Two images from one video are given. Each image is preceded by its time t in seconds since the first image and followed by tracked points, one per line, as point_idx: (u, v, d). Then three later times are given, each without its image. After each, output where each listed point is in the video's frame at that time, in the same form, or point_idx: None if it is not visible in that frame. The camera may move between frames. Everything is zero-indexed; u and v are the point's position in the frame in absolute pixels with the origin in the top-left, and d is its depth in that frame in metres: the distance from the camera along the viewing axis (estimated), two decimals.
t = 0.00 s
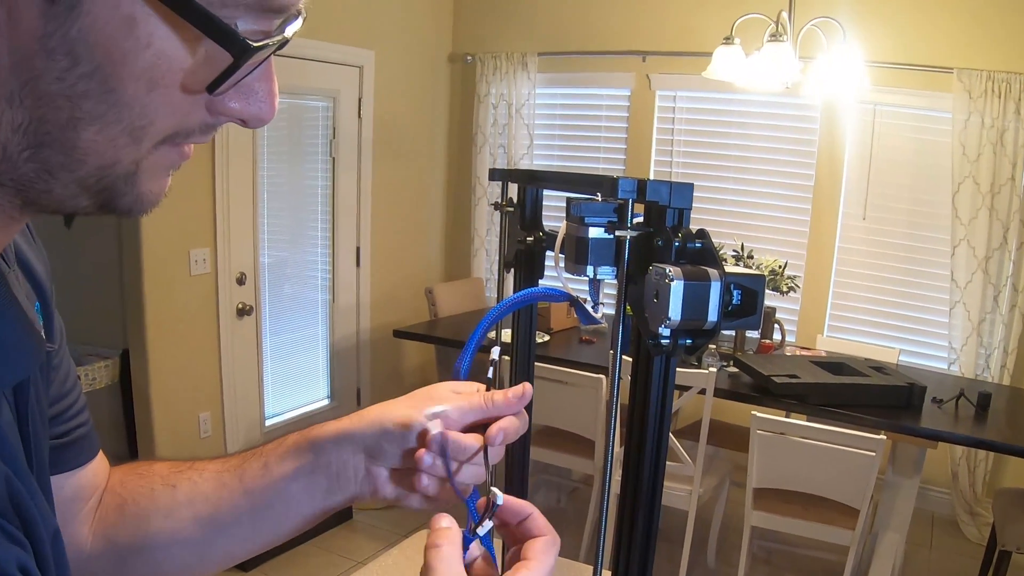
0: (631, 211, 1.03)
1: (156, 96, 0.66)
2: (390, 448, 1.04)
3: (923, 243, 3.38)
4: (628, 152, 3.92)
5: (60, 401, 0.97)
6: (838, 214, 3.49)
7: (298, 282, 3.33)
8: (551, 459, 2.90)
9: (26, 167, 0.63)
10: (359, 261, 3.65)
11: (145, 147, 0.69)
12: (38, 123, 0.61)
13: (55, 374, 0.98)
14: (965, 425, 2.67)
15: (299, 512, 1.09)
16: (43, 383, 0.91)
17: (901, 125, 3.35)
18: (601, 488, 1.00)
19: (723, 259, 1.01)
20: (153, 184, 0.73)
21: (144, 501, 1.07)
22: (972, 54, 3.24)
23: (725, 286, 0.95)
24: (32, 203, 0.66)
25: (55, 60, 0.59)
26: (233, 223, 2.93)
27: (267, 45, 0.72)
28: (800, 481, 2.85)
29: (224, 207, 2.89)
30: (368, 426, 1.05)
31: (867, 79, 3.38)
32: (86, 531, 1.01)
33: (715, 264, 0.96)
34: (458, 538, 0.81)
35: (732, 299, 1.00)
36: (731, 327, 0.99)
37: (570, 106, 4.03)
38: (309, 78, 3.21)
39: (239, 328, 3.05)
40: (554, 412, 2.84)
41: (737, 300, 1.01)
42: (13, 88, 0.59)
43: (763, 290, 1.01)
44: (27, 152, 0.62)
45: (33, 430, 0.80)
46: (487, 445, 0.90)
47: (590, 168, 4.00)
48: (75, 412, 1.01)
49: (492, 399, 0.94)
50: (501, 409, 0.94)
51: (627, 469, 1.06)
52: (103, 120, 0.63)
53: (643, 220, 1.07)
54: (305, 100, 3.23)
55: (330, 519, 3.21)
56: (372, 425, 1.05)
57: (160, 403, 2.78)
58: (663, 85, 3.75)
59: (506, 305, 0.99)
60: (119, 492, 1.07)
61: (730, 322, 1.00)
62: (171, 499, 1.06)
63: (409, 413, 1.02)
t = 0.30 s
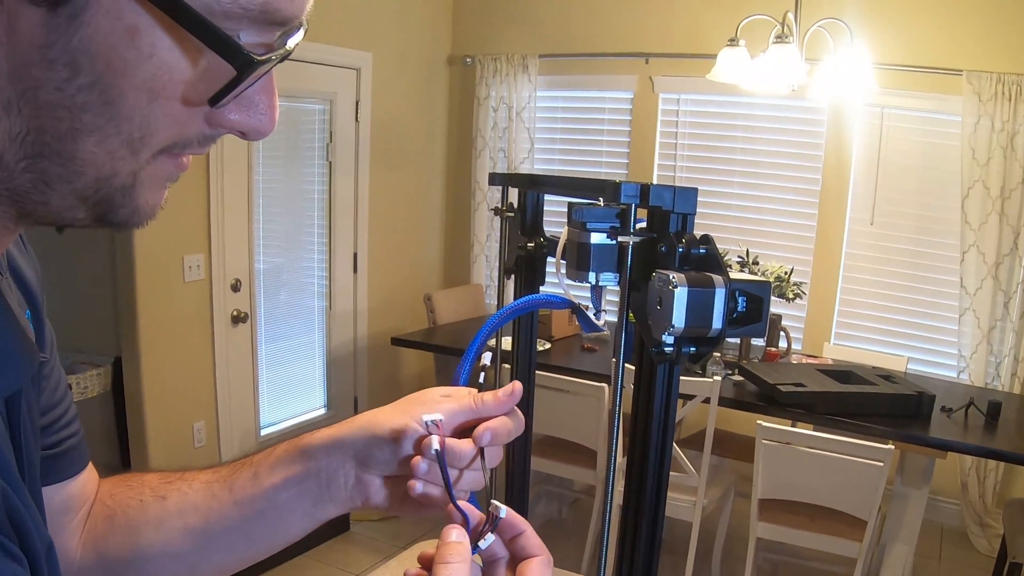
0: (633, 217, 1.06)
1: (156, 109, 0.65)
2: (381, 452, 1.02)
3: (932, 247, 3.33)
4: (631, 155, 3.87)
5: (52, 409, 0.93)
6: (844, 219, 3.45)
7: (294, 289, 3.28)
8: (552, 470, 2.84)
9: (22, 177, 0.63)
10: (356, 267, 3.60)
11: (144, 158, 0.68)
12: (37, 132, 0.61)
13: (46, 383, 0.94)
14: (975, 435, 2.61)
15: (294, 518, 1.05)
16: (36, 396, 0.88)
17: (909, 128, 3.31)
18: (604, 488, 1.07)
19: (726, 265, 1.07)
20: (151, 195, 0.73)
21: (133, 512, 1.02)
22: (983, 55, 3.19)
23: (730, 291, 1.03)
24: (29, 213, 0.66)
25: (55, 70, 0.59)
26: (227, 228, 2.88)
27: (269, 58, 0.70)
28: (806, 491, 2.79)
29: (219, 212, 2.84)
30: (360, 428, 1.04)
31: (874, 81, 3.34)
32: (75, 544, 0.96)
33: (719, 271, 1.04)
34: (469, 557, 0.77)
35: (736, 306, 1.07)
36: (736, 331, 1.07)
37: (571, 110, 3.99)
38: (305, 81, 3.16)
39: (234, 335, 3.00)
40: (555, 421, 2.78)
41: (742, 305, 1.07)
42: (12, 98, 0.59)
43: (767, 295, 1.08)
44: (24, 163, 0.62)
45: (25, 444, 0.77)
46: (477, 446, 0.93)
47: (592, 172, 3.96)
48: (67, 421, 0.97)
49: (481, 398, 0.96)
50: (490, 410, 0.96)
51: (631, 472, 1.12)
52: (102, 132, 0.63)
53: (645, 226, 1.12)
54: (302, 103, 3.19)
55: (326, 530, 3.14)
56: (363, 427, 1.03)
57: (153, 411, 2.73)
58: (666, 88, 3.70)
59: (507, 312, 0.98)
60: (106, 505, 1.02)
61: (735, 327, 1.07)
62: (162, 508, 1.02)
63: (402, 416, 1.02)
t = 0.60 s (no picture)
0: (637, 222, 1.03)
1: (158, 118, 0.67)
2: (375, 465, 1.01)
3: (942, 255, 3.28)
4: (633, 159, 3.83)
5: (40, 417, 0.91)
6: (851, 225, 3.40)
7: (290, 295, 3.24)
8: (553, 480, 2.79)
9: (19, 185, 0.64)
10: (353, 274, 3.55)
11: (144, 166, 0.70)
12: (38, 141, 0.63)
13: (36, 392, 0.92)
14: (985, 444, 2.55)
15: (288, 530, 1.03)
16: (26, 406, 0.85)
17: (918, 131, 3.26)
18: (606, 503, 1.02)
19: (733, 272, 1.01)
20: (149, 203, 0.75)
21: (126, 523, 1.00)
22: (993, 57, 3.15)
23: (736, 299, 0.97)
24: (25, 221, 0.68)
25: (62, 79, 0.61)
26: (222, 234, 2.84)
27: (275, 69, 0.75)
28: (812, 502, 2.73)
29: (213, 218, 2.80)
30: (355, 439, 1.02)
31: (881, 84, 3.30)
32: (66, 555, 0.94)
33: (724, 276, 0.98)
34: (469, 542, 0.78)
35: (741, 313, 0.99)
36: (742, 341, 1.00)
37: (573, 112, 3.94)
38: (301, 83, 3.12)
39: (228, 343, 2.95)
40: (556, 431, 2.73)
41: (748, 313, 1.00)
42: (15, 106, 0.61)
43: (773, 302, 1.01)
44: (24, 170, 0.64)
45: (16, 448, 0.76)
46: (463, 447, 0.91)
47: (594, 177, 3.91)
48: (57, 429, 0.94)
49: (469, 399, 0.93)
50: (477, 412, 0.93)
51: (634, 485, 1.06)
52: (104, 141, 0.65)
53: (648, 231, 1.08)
54: (297, 105, 3.15)
55: (323, 542, 3.08)
56: (360, 440, 1.02)
57: (147, 421, 2.68)
58: (670, 90, 3.66)
59: (507, 320, 0.95)
60: (97, 515, 1.00)
61: (741, 337, 1.00)
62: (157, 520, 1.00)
63: (394, 426, 1.00)
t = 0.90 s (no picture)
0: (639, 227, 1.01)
1: (155, 121, 0.63)
2: (355, 480, 0.92)
3: (951, 261, 3.24)
4: (636, 163, 3.78)
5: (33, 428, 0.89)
6: (858, 229, 3.36)
7: (285, 301, 3.19)
8: (554, 490, 2.73)
9: (11, 189, 0.61)
10: (350, 279, 3.50)
11: (140, 169, 0.66)
12: (29, 143, 0.59)
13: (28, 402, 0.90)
14: (995, 452, 2.50)
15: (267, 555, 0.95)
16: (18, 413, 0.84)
17: (926, 133, 3.22)
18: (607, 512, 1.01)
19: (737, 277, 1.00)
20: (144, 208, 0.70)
21: (99, 546, 0.94)
22: (1003, 58, 3.11)
23: (740, 304, 0.96)
24: (15, 226, 0.64)
25: (54, 81, 0.57)
26: (216, 238, 2.80)
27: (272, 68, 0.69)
28: (818, 512, 2.68)
29: (208, 222, 2.76)
30: (331, 455, 0.92)
31: (890, 86, 3.25)
32: None
33: (728, 280, 0.97)
34: (481, 555, 0.77)
35: (745, 319, 1.00)
36: (746, 346, 0.99)
37: (574, 115, 3.90)
38: (297, 85, 3.08)
39: (223, 350, 2.90)
40: (557, 439, 2.68)
41: (752, 319, 1.00)
42: (6, 108, 0.57)
43: (779, 308, 1.00)
44: (15, 175, 0.60)
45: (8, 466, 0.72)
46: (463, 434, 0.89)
47: (596, 179, 3.86)
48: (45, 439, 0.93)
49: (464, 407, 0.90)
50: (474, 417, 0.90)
51: (637, 496, 1.05)
52: (97, 144, 0.61)
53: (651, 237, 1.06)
54: (293, 107, 3.11)
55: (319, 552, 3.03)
56: (336, 456, 0.92)
57: (139, 429, 2.63)
58: (673, 92, 3.62)
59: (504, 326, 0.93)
60: (77, 537, 0.95)
61: (745, 342, 1.00)
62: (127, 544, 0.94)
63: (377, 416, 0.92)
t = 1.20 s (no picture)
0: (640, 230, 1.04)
1: (120, 102, 0.63)
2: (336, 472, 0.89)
3: (955, 260, 3.19)
4: (638, 167, 3.74)
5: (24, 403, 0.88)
6: (866, 233, 3.32)
7: (281, 306, 3.14)
8: (554, 498, 2.69)
9: None
10: (347, 284, 3.45)
11: (107, 151, 0.66)
12: None
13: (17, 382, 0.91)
14: (1004, 461, 2.45)
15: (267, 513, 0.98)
16: None
17: (934, 134, 3.18)
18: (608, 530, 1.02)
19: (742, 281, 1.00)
20: (113, 193, 0.70)
21: (115, 504, 1.00)
22: (1013, 58, 3.07)
23: (744, 309, 0.96)
24: None
25: (15, 65, 0.57)
26: (209, 242, 2.77)
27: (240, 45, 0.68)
28: (824, 522, 2.63)
29: (201, 226, 2.72)
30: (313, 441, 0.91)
31: (898, 88, 3.22)
32: (64, 536, 0.97)
33: (730, 285, 0.98)
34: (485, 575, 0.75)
35: (750, 324, 0.99)
36: (751, 353, 0.98)
37: (576, 117, 3.86)
38: (292, 86, 3.05)
39: (217, 356, 2.86)
40: (557, 447, 2.63)
41: (757, 325, 0.99)
42: None
43: (784, 314, 0.99)
44: None
45: None
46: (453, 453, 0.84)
47: (598, 182, 3.82)
48: (38, 415, 0.93)
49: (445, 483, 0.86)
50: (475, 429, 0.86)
51: (639, 506, 1.07)
52: (61, 129, 0.62)
53: (654, 240, 1.07)
54: (290, 109, 3.07)
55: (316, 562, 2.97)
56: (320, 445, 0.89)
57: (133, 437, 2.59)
58: (676, 93, 3.58)
59: (506, 330, 0.97)
60: (92, 492, 1.00)
61: (749, 349, 0.99)
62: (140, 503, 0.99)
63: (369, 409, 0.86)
